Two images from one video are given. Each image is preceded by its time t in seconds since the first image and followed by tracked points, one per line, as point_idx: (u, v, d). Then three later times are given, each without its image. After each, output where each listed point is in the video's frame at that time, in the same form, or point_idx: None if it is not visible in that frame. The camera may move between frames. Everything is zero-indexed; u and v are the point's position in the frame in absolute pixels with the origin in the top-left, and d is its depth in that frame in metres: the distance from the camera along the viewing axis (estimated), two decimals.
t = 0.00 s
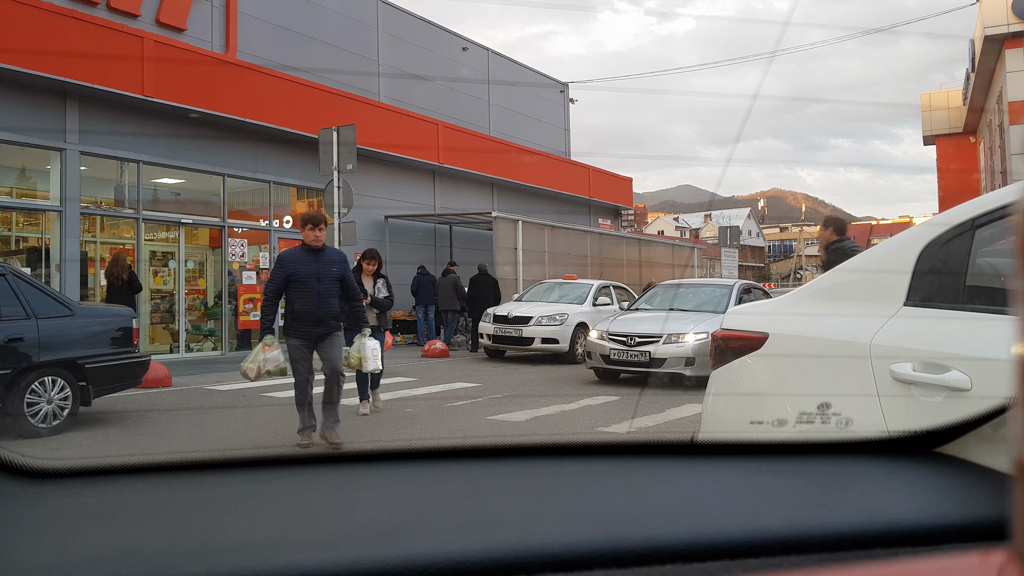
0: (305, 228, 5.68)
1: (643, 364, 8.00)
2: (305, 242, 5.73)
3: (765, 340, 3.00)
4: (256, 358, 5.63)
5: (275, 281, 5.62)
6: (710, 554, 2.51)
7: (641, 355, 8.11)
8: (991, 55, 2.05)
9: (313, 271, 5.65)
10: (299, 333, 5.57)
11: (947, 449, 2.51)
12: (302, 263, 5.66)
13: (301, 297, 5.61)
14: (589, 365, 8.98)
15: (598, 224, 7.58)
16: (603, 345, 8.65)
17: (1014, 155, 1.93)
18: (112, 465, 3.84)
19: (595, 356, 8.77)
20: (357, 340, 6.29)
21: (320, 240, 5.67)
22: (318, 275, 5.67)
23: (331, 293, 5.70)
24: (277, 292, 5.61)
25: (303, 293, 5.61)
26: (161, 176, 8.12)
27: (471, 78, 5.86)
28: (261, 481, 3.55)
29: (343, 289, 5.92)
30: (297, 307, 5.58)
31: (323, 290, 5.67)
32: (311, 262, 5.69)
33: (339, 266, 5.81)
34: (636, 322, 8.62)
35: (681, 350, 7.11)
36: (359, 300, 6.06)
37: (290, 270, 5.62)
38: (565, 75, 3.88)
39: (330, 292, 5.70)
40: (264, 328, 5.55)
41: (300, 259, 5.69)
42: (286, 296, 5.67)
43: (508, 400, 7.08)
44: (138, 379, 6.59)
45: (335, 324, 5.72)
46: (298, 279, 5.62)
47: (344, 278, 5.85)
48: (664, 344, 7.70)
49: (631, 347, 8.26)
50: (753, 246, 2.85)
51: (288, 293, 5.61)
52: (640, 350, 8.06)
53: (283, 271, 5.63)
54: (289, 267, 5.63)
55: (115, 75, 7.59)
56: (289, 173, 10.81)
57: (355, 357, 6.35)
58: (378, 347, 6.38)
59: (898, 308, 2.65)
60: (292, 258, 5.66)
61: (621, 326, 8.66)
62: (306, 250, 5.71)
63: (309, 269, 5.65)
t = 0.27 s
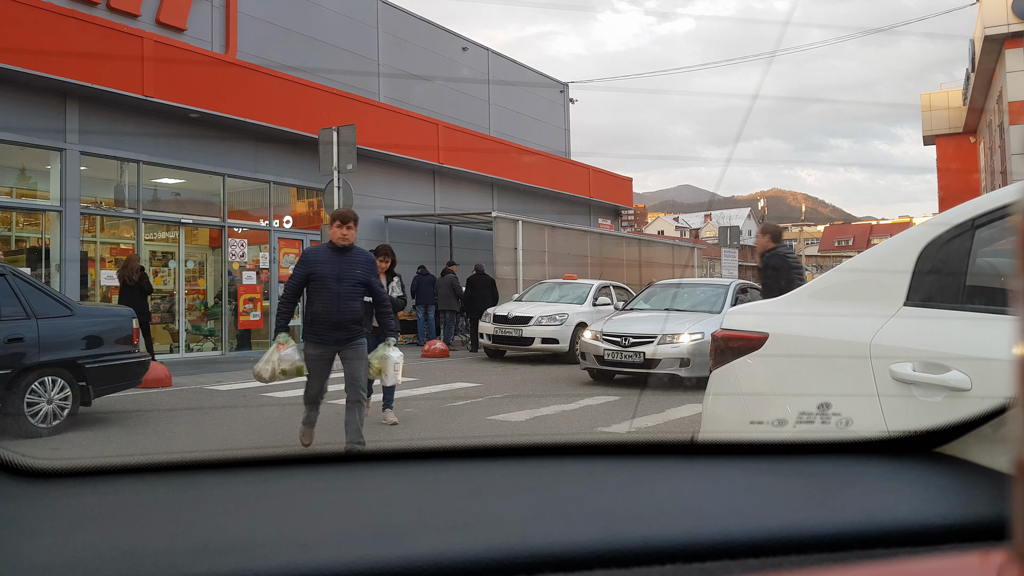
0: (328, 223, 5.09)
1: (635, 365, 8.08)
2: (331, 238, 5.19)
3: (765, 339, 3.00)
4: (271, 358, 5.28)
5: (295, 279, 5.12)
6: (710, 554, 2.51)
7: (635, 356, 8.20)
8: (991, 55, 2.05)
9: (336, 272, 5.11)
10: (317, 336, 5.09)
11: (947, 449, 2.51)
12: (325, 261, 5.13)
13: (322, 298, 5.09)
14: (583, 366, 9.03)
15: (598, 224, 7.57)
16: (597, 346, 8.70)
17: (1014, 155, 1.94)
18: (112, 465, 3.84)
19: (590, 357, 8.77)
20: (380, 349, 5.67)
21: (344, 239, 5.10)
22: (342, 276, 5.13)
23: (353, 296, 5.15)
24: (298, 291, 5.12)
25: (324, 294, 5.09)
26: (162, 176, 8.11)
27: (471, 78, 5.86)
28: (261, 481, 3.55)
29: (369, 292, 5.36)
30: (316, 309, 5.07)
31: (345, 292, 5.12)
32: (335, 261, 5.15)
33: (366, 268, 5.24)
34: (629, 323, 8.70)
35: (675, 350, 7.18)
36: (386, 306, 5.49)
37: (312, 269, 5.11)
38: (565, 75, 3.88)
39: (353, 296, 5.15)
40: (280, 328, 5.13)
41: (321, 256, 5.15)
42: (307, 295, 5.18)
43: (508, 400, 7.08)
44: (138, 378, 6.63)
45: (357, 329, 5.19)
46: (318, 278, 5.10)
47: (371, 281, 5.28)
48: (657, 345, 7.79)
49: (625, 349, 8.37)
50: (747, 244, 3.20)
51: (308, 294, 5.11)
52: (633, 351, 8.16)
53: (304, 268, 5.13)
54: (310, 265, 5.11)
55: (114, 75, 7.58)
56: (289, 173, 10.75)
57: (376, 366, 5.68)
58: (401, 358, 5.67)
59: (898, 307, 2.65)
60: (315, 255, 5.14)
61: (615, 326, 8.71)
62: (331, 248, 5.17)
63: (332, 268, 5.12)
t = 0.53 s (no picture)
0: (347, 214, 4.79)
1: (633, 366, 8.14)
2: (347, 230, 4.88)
3: (765, 339, 3.00)
4: (287, 361, 4.75)
5: (310, 273, 4.80)
6: (710, 555, 2.51)
7: (630, 357, 8.27)
8: (991, 54, 2.07)
9: (356, 265, 4.82)
10: (336, 335, 4.75)
11: (947, 449, 2.52)
12: (343, 254, 4.83)
13: (341, 294, 4.77)
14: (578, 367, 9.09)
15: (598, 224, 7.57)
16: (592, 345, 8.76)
17: (1014, 155, 1.95)
18: (112, 465, 3.84)
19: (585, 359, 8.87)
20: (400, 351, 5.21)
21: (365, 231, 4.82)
22: (361, 269, 4.84)
23: (374, 292, 4.87)
24: (313, 286, 4.80)
25: (343, 289, 4.78)
26: (162, 177, 8.11)
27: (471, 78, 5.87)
28: (261, 481, 3.55)
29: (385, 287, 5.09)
30: (334, 305, 4.75)
31: (366, 287, 4.83)
32: (354, 254, 4.85)
33: (385, 262, 4.98)
34: (625, 323, 8.75)
35: (670, 351, 7.06)
36: (402, 303, 5.24)
37: (329, 262, 4.80)
38: (565, 75, 3.90)
39: (373, 291, 4.86)
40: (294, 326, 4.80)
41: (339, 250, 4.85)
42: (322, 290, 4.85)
43: (508, 400, 7.08)
44: (139, 379, 6.64)
45: (376, 326, 4.90)
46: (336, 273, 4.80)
47: (389, 275, 5.02)
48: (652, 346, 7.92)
49: (620, 349, 8.52)
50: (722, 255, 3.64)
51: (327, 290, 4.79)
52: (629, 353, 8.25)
53: (320, 262, 4.81)
54: (327, 258, 4.80)
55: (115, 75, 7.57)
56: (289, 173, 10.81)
57: (399, 371, 5.11)
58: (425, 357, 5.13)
59: (898, 307, 2.64)
60: (332, 248, 4.84)
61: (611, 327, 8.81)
62: (348, 240, 4.87)
63: (351, 261, 4.82)
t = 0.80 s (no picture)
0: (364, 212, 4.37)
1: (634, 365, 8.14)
2: (362, 232, 4.47)
3: (764, 339, 3.00)
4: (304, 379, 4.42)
5: (325, 281, 4.37)
6: (711, 555, 2.51)
7: (625, 357, 8.22)
8: (991, 54, 2.07)
9: (375, 269, 4.42)
10: (357, 346, 4.37)
11: (947, 449, 2.52)
12: (359, 258, 4.42)
13: (360, 301, 4.38)
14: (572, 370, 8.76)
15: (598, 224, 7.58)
16: (587, 347, 8.50)
17: (1014, 155, 1.95)
18: (112, 465, 3.84)
19: (580, 358, 8.55)
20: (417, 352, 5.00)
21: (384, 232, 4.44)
22: (380, 273, 4.44)
23: (395, 296, 4.49)
24: (328, 295, 4.37)
25: (362, 297, 4.38)
26: (162, 177, 8.10)
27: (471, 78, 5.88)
28: (261, 481, 3.55)
29: (403, 290, 4.71)
30: (354, 314, 4.35)
31: (386, 291, 4.44)
32: (370, 257, 4.44)
33: (402, 263, 4.59)
34: (620, 323, 8.60)
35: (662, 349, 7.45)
36: (420, 305, 4.87)
37: (345, 268, 4.38)
38: (565, 75, 3.91)
39: (394, 295, 4.48)
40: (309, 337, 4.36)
41: (354, 252, 4.44)
42: (337, 298, 4.43)
43: (508, 400, 7.09)
44: (139, 379, 6.63)
45: (397, 333, 4.53)
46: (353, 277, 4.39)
47: (407, 277, 4.64)
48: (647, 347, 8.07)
49: (615, 349, 8.34)
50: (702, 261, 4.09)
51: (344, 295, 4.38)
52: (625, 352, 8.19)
53: (334, 267, 4.39)
54: (343, 263, 4.38)
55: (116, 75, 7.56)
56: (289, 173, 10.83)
57: (418, 377, 4.99)
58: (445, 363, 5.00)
59: (898, 307, 2.64)
60: (346, 252, 4.41)
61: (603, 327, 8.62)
62: (364, 242, 4.46)
63: (369, 265, 4.42)
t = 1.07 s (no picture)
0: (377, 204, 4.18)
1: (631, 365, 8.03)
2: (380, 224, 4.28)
3: (764, 339, 3.00)
4: (316, 380, 4.21)
5: (338, 275, 4.24)
6: (711, 554, 2.51)
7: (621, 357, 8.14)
8: (992, 54, 2.07)
9: (388, 264, 4.23)
10: (371, 345, 4.18)
11: (946, 449, 2.52)
12: (372, 252, 4.24)
13: (373, 297, 4.19)
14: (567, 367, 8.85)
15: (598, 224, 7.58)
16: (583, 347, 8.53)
17: (1014, 155, 1.95)
18: (112, 465, 3.85)
19: (575, 358, 8.62)
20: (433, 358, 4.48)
21: (401, 223, 4.24)
22: (395, 269, 4.24)
23: (410, 293, 4.25)
24: (340, 290, 4.22)
25: (375, 293, 4.19)
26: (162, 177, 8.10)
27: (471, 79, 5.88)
28: (261, 481, 3.55)
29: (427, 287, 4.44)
30: (366, 311, 4.18)
31: (399, 288, 4.23)
32: (385, 251, 4.25)
33: (422, 258, 4.36)
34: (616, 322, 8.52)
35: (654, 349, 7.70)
36: (444, 308, 4.49)
37: (358, 262, 4.23)
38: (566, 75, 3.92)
39: (409, 292, 4.25)
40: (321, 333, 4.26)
41: (369, 246, 4.27)
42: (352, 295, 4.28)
43: (508, 400, 7.09)
44: (139, 379, 6.58)
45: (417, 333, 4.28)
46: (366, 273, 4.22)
47: (427, 274, 4.38)
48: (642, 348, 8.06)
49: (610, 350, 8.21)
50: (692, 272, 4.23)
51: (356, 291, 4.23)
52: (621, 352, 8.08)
53: (348, 261, 4.25)
54: (355, 258, 4.23)
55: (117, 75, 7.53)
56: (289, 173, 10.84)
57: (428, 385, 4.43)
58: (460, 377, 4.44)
59: (898, 307, 2.64)
60: (359, 246, 4.26)
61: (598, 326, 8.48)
62: (379, 236, 4.29)
63: (382, 259, 4.23)
